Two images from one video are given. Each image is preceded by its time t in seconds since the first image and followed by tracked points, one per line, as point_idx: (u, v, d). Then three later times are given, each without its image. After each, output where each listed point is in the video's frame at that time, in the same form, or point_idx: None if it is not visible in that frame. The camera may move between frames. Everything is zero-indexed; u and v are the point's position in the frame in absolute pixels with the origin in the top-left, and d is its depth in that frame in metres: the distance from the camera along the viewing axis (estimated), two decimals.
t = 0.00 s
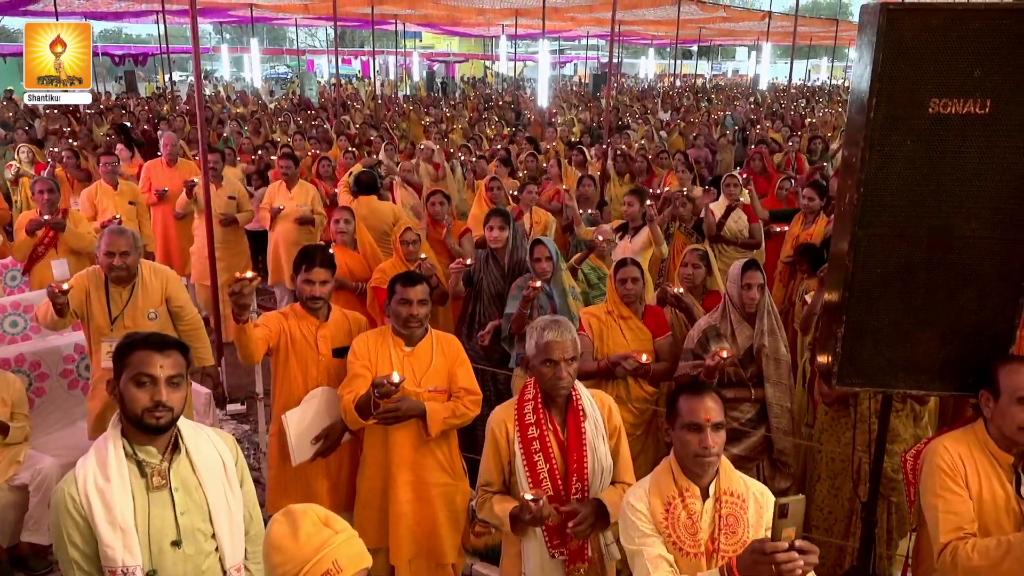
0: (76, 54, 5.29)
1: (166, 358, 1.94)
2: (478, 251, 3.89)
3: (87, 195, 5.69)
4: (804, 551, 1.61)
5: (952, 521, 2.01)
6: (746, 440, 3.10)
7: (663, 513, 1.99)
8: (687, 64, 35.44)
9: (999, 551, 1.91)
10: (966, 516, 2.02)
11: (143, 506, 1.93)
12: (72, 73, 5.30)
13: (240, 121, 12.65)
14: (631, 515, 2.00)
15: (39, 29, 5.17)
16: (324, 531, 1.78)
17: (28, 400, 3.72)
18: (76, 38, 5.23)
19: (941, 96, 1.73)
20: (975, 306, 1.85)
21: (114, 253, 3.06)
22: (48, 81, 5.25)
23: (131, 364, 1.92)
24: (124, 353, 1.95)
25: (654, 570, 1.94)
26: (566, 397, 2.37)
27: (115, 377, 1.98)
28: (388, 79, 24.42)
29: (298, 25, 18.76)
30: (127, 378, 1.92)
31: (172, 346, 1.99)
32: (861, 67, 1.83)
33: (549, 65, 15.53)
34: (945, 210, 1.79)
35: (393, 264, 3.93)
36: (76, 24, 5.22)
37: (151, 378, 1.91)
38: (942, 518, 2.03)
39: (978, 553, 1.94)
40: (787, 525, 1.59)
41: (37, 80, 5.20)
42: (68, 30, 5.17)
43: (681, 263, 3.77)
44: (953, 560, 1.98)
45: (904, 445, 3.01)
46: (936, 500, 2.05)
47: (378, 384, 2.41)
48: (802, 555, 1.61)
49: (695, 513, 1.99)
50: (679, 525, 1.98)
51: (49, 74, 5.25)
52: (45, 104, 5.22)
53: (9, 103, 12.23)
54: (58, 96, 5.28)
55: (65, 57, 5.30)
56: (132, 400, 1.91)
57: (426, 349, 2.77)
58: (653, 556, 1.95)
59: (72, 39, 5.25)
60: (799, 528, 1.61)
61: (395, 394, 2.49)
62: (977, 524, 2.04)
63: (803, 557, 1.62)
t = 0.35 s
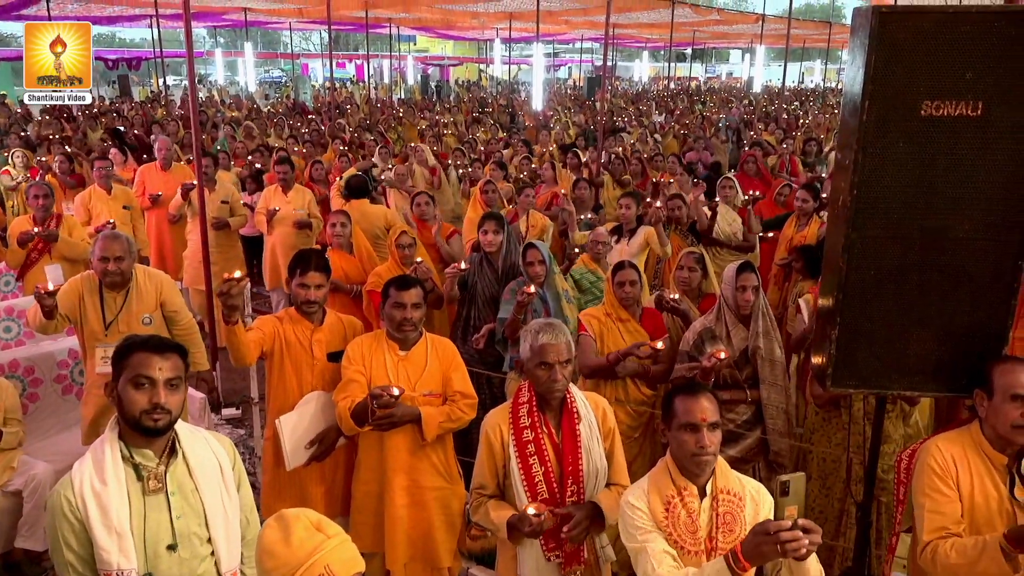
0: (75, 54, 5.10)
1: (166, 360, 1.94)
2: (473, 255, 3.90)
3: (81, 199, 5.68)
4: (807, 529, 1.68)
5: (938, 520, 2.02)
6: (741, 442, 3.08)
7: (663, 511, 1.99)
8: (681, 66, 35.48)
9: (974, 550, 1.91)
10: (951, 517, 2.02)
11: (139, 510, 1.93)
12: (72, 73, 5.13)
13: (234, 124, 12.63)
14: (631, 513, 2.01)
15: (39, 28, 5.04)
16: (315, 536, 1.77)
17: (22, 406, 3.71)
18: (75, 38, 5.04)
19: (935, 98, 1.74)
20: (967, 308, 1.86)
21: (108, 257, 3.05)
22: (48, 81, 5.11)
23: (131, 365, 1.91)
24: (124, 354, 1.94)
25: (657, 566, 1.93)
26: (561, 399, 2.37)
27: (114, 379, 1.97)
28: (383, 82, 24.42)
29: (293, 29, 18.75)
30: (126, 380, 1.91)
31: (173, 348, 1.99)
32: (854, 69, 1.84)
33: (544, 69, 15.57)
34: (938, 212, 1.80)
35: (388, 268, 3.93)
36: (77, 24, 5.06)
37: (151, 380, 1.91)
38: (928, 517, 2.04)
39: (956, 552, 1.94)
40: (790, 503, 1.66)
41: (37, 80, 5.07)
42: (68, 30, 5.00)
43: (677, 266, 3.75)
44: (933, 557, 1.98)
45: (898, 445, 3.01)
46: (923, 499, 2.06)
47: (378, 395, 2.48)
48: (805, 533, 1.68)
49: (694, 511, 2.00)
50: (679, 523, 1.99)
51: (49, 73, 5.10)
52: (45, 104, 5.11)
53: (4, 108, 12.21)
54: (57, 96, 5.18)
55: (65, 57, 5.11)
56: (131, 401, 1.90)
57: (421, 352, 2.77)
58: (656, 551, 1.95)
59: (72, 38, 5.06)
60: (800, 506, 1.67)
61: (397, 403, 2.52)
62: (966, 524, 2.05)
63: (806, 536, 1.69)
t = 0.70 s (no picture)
0: (76, 54, 4.87)
1: (149, 367, 1.92)
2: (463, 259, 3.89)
3: (69, 205, 5.64)
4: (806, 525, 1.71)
5: (941, 525, 2.02)
6: (736, 444, 3.09)
7: (661, 513, 2.01)
8: (672, 70, 35.63)
9: (985, 556, 1.91)
10: (954, 521, 2.02)
11: (119, 518, 1.91)
12: (72, 73, 4.91)
13: (225, 129, 12.58)
14: (628, 515, 2.02)
15: (39, 28, 4.81)
16: (307, 543, 1.74)
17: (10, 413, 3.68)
18: (75, 38, 4.82)
19: (925, 100, 1.75)
20: (958, 311, 1.86)
21: (96, 263, 3.02)
22: (48, 82, 4.90)
23: (113, 372, 1.90)
24: (105, 360, 1.92)
25: (656, 567, 1.94)
26: (553, 404, 2.36)
27: (94, 385, 1.95)
28: (375, 86, 24.36)
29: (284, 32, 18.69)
30: (107, 387, 1.89)
31: (156, 354, 1.97)
32: (845, 73, 1.84)
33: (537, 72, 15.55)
34: (929, 215, 1.80)
35: (381, 272, 3.91)
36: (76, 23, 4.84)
37: (132, 388, 1.89)
38: (930, 523, 2.03)
39: (965, 558, 1.94)
40: (788, 498, 1.69)
41: (37, 81, 4.86)
42: (68, 30, 4.78)
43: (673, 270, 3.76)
44: (941, 563, 1.98)
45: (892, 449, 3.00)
46: (924, 505, 2.05)
47: (377, 386, 2.42)
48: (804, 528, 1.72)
49: (691, 512, 2.02)
50: (677, 526, 2.00)
51: (49, 73, 4.89)
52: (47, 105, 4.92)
53: None
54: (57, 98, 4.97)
55: (65, 57, 4.90)
56: (111, 409, 1.88)
57: (413, 357, 2.75)
58: (654, 553, 1.97)
59: (72, 38, 4.83)
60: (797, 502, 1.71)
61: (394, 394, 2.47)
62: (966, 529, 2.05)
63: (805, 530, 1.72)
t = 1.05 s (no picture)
0: (76, 55, 5.61)
1: (98, 371, 1.87)
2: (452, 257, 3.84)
3: (45, 204, 5.53)
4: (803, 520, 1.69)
5: (935, 527, 1.98)
6: (732, 447, 3.04)
7: (656, 514, 1.96)
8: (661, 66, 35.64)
9: (972, 554, 1.87)
10: (949, 523, 1.98)
11: (73, 530, 1.84)
12: (72, 72, 5.65)
13: (207, 127, 12.46)
14: (622, 517, 1.96)
15: (39, 30, 5.52)
16: (294, 554, 1.67)
17: None
18: (75, 41, 5.54)
19: (923, 93, 1.71)
20: (958, 308, 1.82)
21: (73, 264, 2.95)
22: (49, 81, 5.64)
23: (59, 379, 1.83)
24: (49, 368, 1.85)
25: (652, 568, 1.88)
26: (545, 406, 2.30)
27: (37, 395, 1.87)
28: (361, 81, 24.24)
29: (268, 27, 18.53)
30: (54, 395, 1.82)
31: (103, 357, 1.91)
32: (842, 65, 1.80)
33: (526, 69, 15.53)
34: (927, 211, 1.77)
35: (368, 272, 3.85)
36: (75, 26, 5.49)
37: (82, 394, 1.83)
38: (924, 524, 2.00)
39: (954, 556, 1.91)
40: (782, 490, 1.67)
41: (38, 80, 5.60)
42: (68, 32, 5.46)
43: (670, 268, 3.71)
44: (933, 564, 1.95)
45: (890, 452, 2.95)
46: (920, 505, 2.02)
47: (355, 385, 2.34)
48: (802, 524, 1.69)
49: (686, 513, 1.97)
50: (673, 527, 1.96)
51: (49, 74, 5.63)
52: (47, 100, 5.67)
53: None
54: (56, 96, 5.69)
55: (65, 57, 5.63)
56: (61, 417, 1.81)
57: (400, 359, 2.69)
58: (650, 553, 1.91)
59: (72, 39, 5.53)
60: (793, 495, 1.69)
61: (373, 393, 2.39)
62: (963, 529, 2.01)
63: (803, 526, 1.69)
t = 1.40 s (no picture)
0: (75, 54, 4.62)
1: (48, 382, 1.82)
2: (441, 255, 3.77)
3: (16, 202, 5.39)
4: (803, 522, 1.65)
5: (940, 536, 1.94)
6: (729, 451, 2.99)
7: (652, 517, 1.90)
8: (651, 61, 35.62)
9: (984, 567, 1.84)
10: (954, 531, 1.94)
11: (24, 548, 1.82)
12: (72, 73, 4.62)
13: (188, 121, 12.30)
14: (618, 521, 1.91)
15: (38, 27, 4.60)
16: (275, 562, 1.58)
17: None
18: (76, 40, 4.58)
19: (925, 86, 1.66)
20: (962, 308, 1.77)
21: (46, 263, 2.86)
22: (48, 82, 4.60)
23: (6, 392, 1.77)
24: None
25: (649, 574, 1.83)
26: (537, 409, 2.24)
27: None
28: (348, 75, 24.05)
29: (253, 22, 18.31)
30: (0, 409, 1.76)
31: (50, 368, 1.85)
32: (841, 57, 1.75)
33: (517, 64, 15.44)
34: (929, 206, 1.71)
35: (355, 271, 3.78)
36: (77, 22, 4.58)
37: (35, 406, 1.78)
38: (928, 533, 1.96)
39: (964, 570, 1.87)
40: (783, 493, 1.63)
41: (37, 82, 4.57)
42: (67, 30, 4.55)
43: (669, 267, 3.65)
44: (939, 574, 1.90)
45: (889, 455, 2.91)
46: (923, 514, 1.98)
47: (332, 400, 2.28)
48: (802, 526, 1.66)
49: (683, 517, 1.92)
50: (670, 531, 1.90)
51: (48, 73, 4.60)
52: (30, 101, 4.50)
53: None
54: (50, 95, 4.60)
55: (66, 57, 4.63)
56: (13, 431, 1.76)
57: (386, 362, 2.62)
58: (646, 558, 1.85)
59: (72, 39, 4.59)
60: (792, 497, 1.65)
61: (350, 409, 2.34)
62: (968, 539, 1.97)
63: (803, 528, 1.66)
